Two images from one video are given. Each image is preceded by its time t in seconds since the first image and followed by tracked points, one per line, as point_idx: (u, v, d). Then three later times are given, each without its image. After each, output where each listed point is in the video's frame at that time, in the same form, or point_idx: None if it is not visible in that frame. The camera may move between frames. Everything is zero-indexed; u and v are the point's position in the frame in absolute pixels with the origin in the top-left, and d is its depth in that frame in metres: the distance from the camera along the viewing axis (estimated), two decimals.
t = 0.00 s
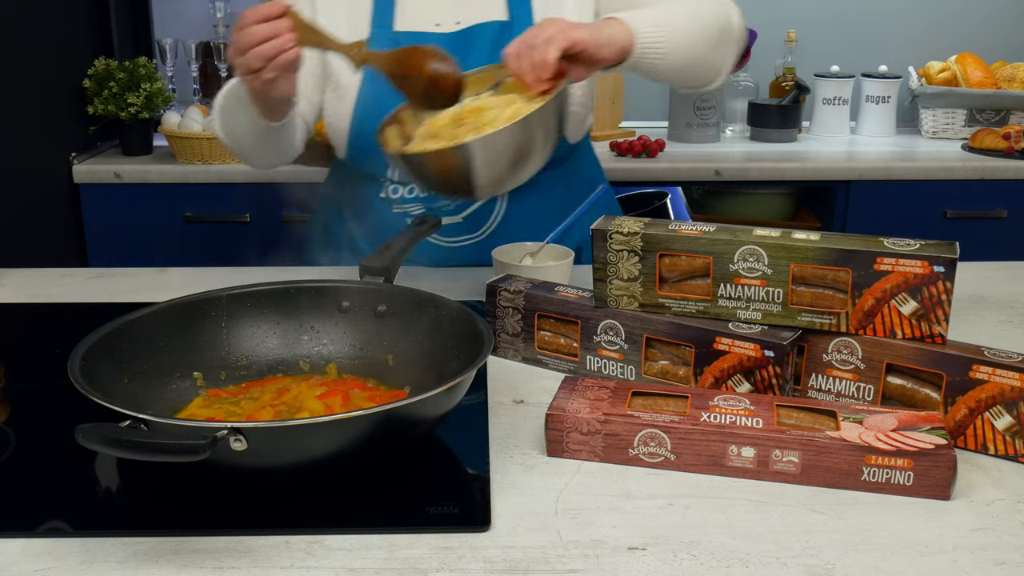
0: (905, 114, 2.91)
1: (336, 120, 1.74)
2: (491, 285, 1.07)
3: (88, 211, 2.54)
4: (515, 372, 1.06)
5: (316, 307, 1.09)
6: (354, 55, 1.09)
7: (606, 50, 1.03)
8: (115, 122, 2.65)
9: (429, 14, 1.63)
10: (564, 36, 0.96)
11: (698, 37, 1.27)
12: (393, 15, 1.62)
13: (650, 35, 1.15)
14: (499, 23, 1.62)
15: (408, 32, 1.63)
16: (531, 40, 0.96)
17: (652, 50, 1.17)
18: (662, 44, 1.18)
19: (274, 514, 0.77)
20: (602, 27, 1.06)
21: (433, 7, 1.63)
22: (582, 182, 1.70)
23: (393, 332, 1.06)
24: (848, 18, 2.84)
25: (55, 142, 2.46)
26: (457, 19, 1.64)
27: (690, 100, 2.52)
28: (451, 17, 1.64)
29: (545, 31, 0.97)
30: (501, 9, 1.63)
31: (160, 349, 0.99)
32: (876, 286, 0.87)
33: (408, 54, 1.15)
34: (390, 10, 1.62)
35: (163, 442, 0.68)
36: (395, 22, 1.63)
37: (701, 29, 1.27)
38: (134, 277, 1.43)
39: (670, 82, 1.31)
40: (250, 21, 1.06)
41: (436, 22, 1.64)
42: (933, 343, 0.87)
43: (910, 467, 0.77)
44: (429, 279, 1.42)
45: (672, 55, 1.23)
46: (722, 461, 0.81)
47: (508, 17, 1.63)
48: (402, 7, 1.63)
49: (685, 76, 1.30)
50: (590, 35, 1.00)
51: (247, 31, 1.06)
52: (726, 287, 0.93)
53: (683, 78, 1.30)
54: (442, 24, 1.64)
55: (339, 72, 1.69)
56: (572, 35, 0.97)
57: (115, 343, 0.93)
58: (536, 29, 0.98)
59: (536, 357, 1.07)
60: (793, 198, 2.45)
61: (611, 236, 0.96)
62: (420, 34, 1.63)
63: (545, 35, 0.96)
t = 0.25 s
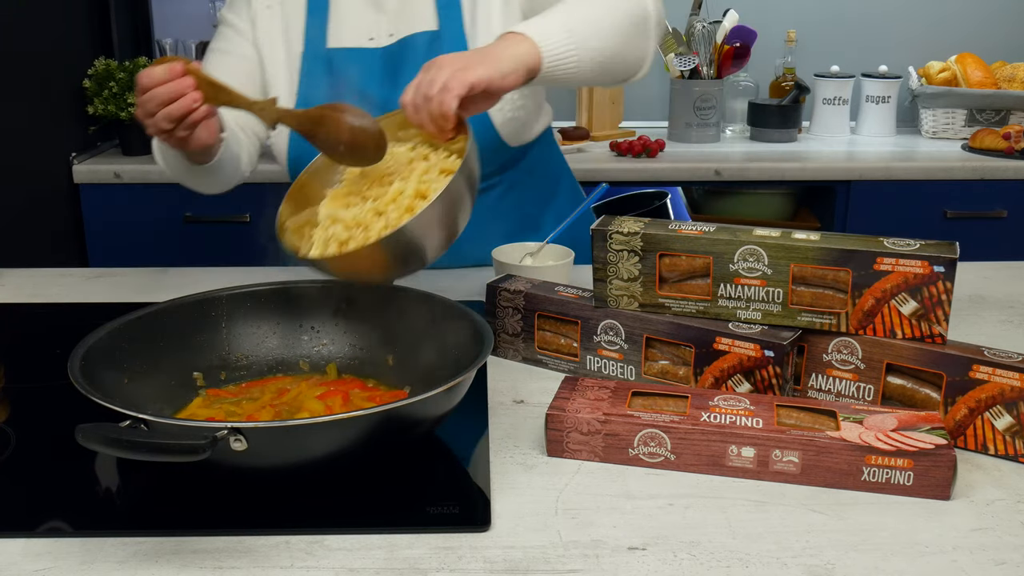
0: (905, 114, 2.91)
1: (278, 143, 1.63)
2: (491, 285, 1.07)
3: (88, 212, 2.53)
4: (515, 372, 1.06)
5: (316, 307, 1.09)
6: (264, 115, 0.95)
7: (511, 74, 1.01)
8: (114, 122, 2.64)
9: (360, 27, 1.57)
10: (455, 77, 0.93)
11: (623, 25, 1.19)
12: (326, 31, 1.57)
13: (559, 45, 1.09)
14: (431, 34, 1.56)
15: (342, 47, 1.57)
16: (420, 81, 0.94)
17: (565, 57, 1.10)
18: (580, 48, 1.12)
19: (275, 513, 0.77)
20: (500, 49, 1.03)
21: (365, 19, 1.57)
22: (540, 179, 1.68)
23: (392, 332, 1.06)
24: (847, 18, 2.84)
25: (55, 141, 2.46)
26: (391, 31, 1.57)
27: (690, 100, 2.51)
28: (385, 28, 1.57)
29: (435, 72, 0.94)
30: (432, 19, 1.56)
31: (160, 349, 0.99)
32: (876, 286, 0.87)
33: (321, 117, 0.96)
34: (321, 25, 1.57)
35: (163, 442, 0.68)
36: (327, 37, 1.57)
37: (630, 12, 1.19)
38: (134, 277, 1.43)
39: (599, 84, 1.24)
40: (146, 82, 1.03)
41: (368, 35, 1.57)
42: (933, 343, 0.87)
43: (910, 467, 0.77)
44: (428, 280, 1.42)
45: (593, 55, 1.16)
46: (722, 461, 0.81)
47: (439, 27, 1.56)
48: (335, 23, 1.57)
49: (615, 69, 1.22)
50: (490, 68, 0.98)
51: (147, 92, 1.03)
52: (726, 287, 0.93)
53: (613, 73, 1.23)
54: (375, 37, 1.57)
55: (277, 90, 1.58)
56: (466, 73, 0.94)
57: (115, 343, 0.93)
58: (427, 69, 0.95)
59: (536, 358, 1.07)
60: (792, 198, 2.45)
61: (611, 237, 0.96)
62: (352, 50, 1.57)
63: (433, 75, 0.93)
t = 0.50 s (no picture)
0: (905, 114, 2.91)
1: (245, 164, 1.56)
2: (491, 285, 1.07)
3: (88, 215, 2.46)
4: (515, 371, 1.06)
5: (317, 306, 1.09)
6: (225, 144, 0.93)
7: (458, 78, 0.95)
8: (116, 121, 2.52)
9: (317, 39, 1.48)
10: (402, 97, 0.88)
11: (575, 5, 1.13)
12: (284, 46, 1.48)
13: (505, 35, 1.03)
14: (386, 44, 1.44)
15: (299, 63, 1.48)
16: (365, 106, 0.88)
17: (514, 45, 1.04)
18: (529, 36, 1.06)
19: (276, 513, 0.77)
20: (443, 50, 0.97)
21: (321, 32, 1.47)
22: (519, 180, 1.58)
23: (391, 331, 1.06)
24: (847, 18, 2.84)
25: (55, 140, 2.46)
26: (348, 42, 1.47)
27: (690, 100, 2.51)
28: (342, 40, 1.47)
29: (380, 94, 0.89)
30: (387, 29, 1.44)
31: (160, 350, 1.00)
32: (876, 286, 0.87)
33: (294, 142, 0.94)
34: (277, 39, 1.48)
35: (163, 442, 0.68)
36: (286, 51, 1.49)
37: None
38: (134, 277, 1.43)
39: (554, 67, 1.19)
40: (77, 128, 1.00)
41: (326, 48, 1.48)
42: (933, 343, 0.87)
43: (910, 467, 0.77)
44: (428, 280, 1.42)
45: (544, 40, 1.10)
46: (722, 461, 0.81)
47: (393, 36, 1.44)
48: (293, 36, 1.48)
49: (572, 53, 1.17)
50: (437, 79, 0.92)
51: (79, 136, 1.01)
52: (726, 287, 0.93)
53: (570, 56, 1.18)
54: (333, 50, 1.48)
55: (237, 110, 1.50)
56: (412, 90, 0.89)
57: (115, 343, 0.93)
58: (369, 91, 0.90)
59: (536, 357, 1.07)
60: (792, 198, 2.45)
61: (611, 237, 0.96)
62: (309, 65, 1.48)
63: (378, 100, 0.88)
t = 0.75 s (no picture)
0: (905, 114, 2.91)
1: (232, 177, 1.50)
2: (491, 285, 1.07)
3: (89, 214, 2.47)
4: (515, 371, 1.06)
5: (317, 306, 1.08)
6: (225, 168, 0.91)
7: (429, 82, 0.93)
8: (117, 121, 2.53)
9: (296, 49, 1.40)
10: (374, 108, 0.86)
11: None
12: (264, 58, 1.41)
13: (476, 27, 0.99)
14: (367, 53, 1.36)
15: (280, 75, 1.41)
16: (335, 118, 0.87)
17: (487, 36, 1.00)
18: (503, 31, 1.02)
19: (277, 513, 0.77)
20: (415, 49, 0.95)
21: (300, 42, 1.40)
22: (510, 180, 1.57)
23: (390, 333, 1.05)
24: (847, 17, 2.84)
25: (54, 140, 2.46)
26: (330, 51, 1.39)
27: (690, 100, 2.51)
28: (323, 49, 1.40)
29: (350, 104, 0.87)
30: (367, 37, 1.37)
31: (160, 350, 1.00)
32: (876, 285, 0.87)
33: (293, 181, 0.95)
34: (257, 52, 1.41)
35: (163, 442, 0.68)
36: (266, 64, 1.41)
37: None
38: (135, 277, 1.43)
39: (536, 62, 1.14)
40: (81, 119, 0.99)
41: (307, 58, 1.40)
42: (933, 343, 0.87)
43: (910, 467, 0.77)
44: (428, 281, 1.42)
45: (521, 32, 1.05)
46: (722, 461, 0.81)
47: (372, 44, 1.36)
48: (272, 48, 1.41)
49: (553, 47, 1.11)
50: (407, 85, 0.90)
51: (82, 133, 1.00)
52: (726, 287, 0.93)
53: (551, 50, 1.12)
54: (315, 60, 1.40)
55: (219, 125, 1.45)
56: (382, 100, 0.88)
57: (115, 343, 0.93)
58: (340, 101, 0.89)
59: (536, 357, 1.07)
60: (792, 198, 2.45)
61: (611, 237, 0.96)
62: (291, 78, 1.40)
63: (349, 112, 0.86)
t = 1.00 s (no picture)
0: (905, 114, 2.91)
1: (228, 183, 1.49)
2: (491, 286, 1.07)
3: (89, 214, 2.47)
4: (514, 372, 1.06)
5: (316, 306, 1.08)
6: (230, 210, 0.92)
7: (421, 90, 0.91)
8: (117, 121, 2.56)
9: (291, 55, 1.39)
10: (369, 119, 0.84)
11: None
12: (258, 64, 1.40)
13: (467, 33, 0.98)
14: (363, 59, 1.36)
15: (275, 81, 1.40)
16: (328, 131, 0.85)
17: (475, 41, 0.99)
18: (495, 35, 1.02)
19: (278, 512, 0.77)
20: (406, 57, 0.93)
21: (295, 47, 1.39)
22: (509, 180, 1.57)
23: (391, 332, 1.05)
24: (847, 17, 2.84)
25: (54, 140, 2.46)
26: (325, 57, 1.39)
27: (690, 100, 2.51)
28: (318, 54, 1.39)
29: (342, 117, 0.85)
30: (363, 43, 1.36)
31: (160, 350, 1.00)
32: (876, 285, 0.87)
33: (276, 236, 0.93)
34: (251, 59, 1.40)
35: (163, 442, 0.68)
36: (261, 70, 1.41)
37: None
38: (134, 277, 1.43)
39: (527, 65, 1.13)
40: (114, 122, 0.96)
41: (302, 63, 1.40)
42: (933, 343, 0.87)
43: (910, 467, 0.77)
44: (428, 281, 1.42)
45: (510, 36, 1.04)
46: (722, 461, 0.81)
47: (368, 50, 1.36)
48: (265, 54, 1.40)
49: (543, 51, 1.11)
50: (400, 95, 0.88)
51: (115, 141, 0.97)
52: (725, 287, 0.93)
53: (541, 54, 1.11)
54: (310, 66, 1.40)
55: (214, 131, 1.43)
56: (376, 111, 0.86)
57: (115, 343, 0.93)
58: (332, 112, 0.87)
59: (536, 358, 1.07)
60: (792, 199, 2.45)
61: (611, 237, 0.96)
62: (286, 84, 1.40)
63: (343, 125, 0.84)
